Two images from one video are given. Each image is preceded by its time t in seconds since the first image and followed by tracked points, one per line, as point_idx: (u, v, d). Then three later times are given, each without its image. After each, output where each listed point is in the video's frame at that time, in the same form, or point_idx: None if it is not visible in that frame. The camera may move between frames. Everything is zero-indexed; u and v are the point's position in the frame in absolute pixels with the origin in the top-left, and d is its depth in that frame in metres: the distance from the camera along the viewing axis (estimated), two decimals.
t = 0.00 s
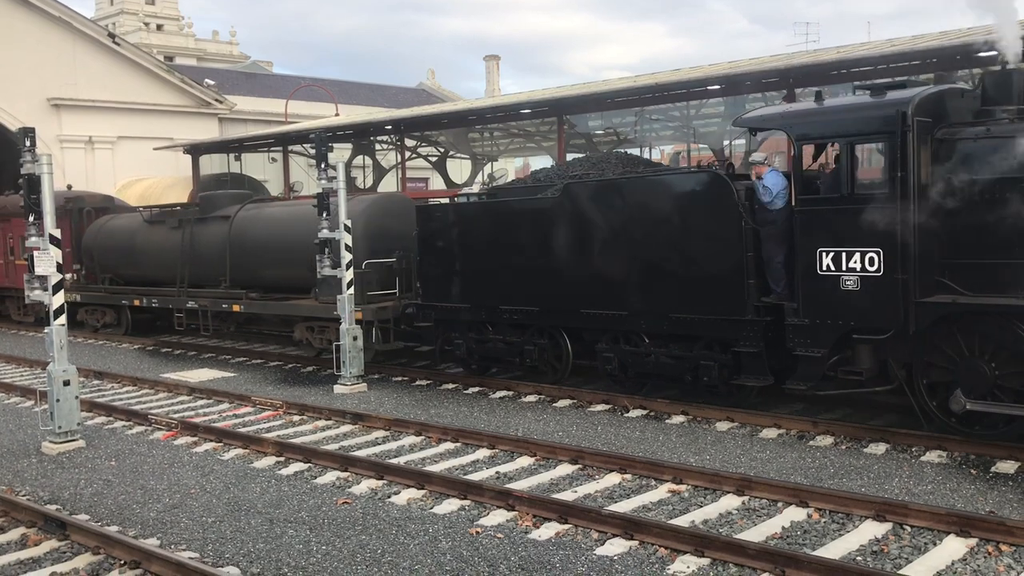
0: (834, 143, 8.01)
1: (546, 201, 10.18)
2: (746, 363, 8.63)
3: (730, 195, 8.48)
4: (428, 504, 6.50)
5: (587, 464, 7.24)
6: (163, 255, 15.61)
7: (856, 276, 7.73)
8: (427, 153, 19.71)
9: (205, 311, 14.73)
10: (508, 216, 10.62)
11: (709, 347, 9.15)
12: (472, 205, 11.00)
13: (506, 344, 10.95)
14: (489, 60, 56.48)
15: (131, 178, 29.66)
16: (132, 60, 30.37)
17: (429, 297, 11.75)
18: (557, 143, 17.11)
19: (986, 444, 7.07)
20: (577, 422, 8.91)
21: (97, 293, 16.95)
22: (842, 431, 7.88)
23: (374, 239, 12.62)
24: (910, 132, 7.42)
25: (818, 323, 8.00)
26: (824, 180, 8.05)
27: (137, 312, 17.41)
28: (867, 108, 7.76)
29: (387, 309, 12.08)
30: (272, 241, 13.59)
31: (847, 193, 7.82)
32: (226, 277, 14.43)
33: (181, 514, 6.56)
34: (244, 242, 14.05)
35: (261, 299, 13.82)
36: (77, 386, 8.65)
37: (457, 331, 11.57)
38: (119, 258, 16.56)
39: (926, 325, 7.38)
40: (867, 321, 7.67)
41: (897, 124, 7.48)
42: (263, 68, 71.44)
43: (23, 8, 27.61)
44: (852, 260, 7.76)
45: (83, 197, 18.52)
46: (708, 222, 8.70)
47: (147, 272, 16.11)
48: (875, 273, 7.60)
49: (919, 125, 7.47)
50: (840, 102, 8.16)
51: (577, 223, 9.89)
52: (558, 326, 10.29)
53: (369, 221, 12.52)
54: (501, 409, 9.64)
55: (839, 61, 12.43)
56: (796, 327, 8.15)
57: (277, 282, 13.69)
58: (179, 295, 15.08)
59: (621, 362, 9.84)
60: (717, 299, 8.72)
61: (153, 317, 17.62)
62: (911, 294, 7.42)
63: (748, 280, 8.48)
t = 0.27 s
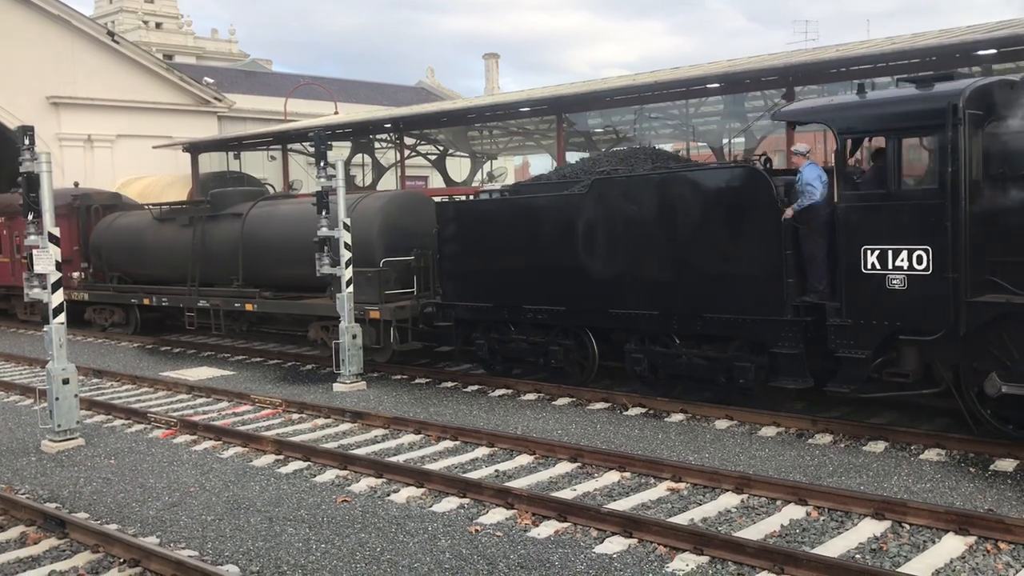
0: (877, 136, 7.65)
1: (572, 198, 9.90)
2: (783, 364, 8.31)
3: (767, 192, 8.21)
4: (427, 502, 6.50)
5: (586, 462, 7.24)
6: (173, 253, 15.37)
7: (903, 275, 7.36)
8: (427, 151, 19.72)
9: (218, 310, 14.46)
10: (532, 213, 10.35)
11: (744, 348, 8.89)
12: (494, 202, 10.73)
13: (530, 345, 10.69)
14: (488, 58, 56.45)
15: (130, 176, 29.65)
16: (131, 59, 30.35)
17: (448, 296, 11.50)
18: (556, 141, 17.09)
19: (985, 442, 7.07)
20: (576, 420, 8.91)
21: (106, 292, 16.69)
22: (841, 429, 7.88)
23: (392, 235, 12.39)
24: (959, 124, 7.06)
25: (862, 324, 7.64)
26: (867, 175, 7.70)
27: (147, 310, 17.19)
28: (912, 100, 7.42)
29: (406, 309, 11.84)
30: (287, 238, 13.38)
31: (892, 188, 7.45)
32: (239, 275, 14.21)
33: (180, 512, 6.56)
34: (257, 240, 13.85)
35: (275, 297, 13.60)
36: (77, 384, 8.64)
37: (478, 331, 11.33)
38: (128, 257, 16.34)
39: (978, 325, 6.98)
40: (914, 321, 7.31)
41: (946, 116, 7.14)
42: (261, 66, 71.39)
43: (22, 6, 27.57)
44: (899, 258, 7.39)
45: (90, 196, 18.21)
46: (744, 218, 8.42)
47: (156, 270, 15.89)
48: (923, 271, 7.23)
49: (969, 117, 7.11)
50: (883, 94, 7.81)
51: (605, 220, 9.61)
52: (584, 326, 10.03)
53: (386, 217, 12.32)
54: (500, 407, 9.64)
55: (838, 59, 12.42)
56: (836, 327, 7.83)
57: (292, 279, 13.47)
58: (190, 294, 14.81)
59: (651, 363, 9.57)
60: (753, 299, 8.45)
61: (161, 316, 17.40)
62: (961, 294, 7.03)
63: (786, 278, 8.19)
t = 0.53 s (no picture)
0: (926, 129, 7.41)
1: (600, 195, 9.70)
2: (824, 366, 8.10)
3: (807, 188, 7.99)
4: (428, 501, 6.50)
5: (586, 461, 7.24)
6: (184, 253, 15.14)
7: (954, 273, 7.13)
8: (426, 150, 19.67)
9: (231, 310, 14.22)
10: (558, 211, 10.16)
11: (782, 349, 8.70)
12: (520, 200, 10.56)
13: (557, 345, 10.51)
14: (487, 57, 56.40)
15: (130, 176, 29.62)
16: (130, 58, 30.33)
17: (472, 296, 11.35)
18: (555, 140, 17.07)
19: (984, 440, 7.08)
20: (576, 419, 8.91)
21: (115, 293, 16.48)
22: (840, 428, 7.88)
23: (411, 234, 12.20)
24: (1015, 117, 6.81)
25: (910, 324, 7.43)
26: (914, 169, 7.46)
27: (157, 311, 16.95)
28: (962, 91, 7.16)
29: (424, 309, 11.69)
30: (302, 237, 13.17)
31: (943, 183, 7.22)
32: (253, 275, 14.01)
33: (181, 512, 6.56)
34: (270, 239, 13.64)
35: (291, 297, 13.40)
36: (76, 384, 8.63)
37: (502, 331, 11.19)
38: (137, 257, 16.12)
39: None
40: (966, 320, 7.07)
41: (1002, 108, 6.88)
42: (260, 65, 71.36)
43: (20, 6, 27.55)
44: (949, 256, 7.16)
45: (97, 195, 18.00)
46: (782, 216, 8.21)
47: (166, 270, 15.67)
48: (975, 269, 6.99)
49: None
50: (931, 85, 7.54)
51: (635, 217, 9.41)
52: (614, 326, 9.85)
53: (404, 216, 12.11)
54: (500, 406, 9.63)
55: (838, 57, 12.41)
56: (881, 327, 7.62)
57: (308, 279, 13.27)
58: (202, 295, 14.61)
59: (683, 364, 9.41)
60: (791, 298, 8.24)
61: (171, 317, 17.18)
62: (1017, 292, 6.78)
63: (829, 277, 7.96)
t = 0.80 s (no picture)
0: (980, 121, 7.12)
1: (632, 190, 9.39)
2: (868, 368, 7.83)
3: (852, 182, 7.66)
4: (428, 500, 6.50)
5: (586, 460, 7.25)
6: (195, 253, 14.92)
7: (1010, 271, 6.87)
8: (425, 149, 19.67)
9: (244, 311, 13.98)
10: (587, 207, 9.86)
11: (822, 351, 8.43)
12: (546, 197, 10.27)
13: (583, 346, 10.24)
14: (486, 56, 56.39)
15: (129, 176, 29.58)
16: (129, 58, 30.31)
17: (494, 296, 11.09)
18: (554, 139, 17.06)
19: (984, 437, 7.08)
20: (575, 417, 8.91)
21: (124, 293, 16.28)
22: (840, 425, 7.88)
23: (432, 232, 12.00)
24: None
25: (962, 324, 7.16)
26: (967, 164, 7.16)
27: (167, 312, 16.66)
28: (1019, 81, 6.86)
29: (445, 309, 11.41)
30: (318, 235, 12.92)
31: (997, 178, 6.95)
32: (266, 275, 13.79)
33: (181, 512, 6.56)
34: (284, 238, 13.41)
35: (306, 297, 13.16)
36: (76, 384, 8.63)
37: (526, 331, 10.94)
38: (145, 256, 15.91)
39: None
40: (1022, 321, 6.80)
41: None
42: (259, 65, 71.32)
43: (19, 6, 27.52)
44: (1006, 253, 6.88)
45: (106, 194, 17.78)
46: (825, 212, 7.87)
47: (176, 270, 15.45)
48: None
49: None
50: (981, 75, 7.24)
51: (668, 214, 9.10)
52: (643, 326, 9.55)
53: (422, 215, 11.90)
54: (499, 405, 9.63)
55: (837, 55, 12.40)
56: (931, 327, 7.35)
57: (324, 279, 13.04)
58: (214, 295, 14.38)
59: (719, 366, 9.11)
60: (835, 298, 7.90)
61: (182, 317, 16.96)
62: None
63: (875, 276, 7.64)
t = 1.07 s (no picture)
0: None
1: (666, 185, 9.17)
2: (916, 369, 7.54)
3: (899, 176, 7.41)
4: (427, 499, 6.50)
5: (585, 458, 7.24)
6: (207, 252, 14.70)
7: None
8: (424, 148, 19.72)
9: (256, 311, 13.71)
10: (619, 203, 9.64)
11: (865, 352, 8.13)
12: (575, 193, 10.05)
13: (613, 347, 9.97)
14: (485, 54, 56.35)
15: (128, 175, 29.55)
16: (128, 58, 30.31)
17: (520, 294, 10.85)
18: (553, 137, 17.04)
19: (983, 434, 7.08)
20: (575, 416, 8.91)
21: (132, 293, 16.10)
22: (840, 423, 7.88)
23: (451, 229, 11.74)
24: None
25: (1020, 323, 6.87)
26: None
27: (176, 312, 16.43)
28: None
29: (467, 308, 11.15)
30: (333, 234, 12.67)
31: None
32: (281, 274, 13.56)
33: (180, 510, 6.56)
34: (298, 237, 13.16)
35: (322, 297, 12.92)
36: (75, 383, 8.62)
37: (552, 330, 10.71)
38: (154, 256, 15.72)
39: None
40: None
41: None
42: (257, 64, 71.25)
43: (17, 5, 27.49)
44: None
45: (114, 192, 17.78)
46: (870, 208, 7.64)
47: (185, 269, 15.22)
48: None
49: None
50: None
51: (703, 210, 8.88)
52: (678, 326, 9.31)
53: (442, 212, 11.65)
54: (499, 403, 9.63)
55: (836, 53, 12.39)
56: (984, 327, 7.07)
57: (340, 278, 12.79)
58: (225, 295, 14.16)
59: (758, 367, 8.80)
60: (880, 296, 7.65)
61: (192, 317, 16.76)
62: None
63: (923, 273, 7.38)
